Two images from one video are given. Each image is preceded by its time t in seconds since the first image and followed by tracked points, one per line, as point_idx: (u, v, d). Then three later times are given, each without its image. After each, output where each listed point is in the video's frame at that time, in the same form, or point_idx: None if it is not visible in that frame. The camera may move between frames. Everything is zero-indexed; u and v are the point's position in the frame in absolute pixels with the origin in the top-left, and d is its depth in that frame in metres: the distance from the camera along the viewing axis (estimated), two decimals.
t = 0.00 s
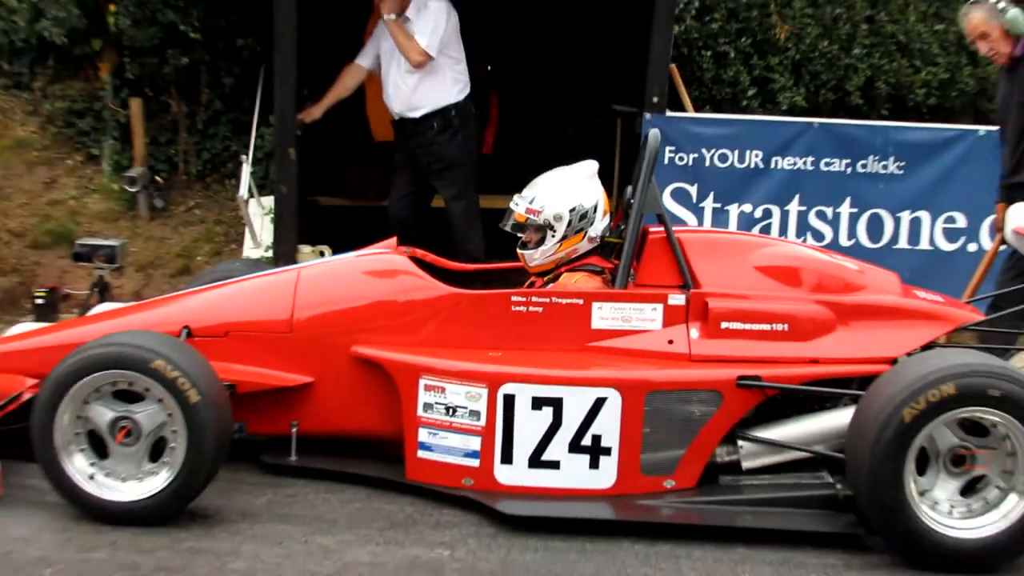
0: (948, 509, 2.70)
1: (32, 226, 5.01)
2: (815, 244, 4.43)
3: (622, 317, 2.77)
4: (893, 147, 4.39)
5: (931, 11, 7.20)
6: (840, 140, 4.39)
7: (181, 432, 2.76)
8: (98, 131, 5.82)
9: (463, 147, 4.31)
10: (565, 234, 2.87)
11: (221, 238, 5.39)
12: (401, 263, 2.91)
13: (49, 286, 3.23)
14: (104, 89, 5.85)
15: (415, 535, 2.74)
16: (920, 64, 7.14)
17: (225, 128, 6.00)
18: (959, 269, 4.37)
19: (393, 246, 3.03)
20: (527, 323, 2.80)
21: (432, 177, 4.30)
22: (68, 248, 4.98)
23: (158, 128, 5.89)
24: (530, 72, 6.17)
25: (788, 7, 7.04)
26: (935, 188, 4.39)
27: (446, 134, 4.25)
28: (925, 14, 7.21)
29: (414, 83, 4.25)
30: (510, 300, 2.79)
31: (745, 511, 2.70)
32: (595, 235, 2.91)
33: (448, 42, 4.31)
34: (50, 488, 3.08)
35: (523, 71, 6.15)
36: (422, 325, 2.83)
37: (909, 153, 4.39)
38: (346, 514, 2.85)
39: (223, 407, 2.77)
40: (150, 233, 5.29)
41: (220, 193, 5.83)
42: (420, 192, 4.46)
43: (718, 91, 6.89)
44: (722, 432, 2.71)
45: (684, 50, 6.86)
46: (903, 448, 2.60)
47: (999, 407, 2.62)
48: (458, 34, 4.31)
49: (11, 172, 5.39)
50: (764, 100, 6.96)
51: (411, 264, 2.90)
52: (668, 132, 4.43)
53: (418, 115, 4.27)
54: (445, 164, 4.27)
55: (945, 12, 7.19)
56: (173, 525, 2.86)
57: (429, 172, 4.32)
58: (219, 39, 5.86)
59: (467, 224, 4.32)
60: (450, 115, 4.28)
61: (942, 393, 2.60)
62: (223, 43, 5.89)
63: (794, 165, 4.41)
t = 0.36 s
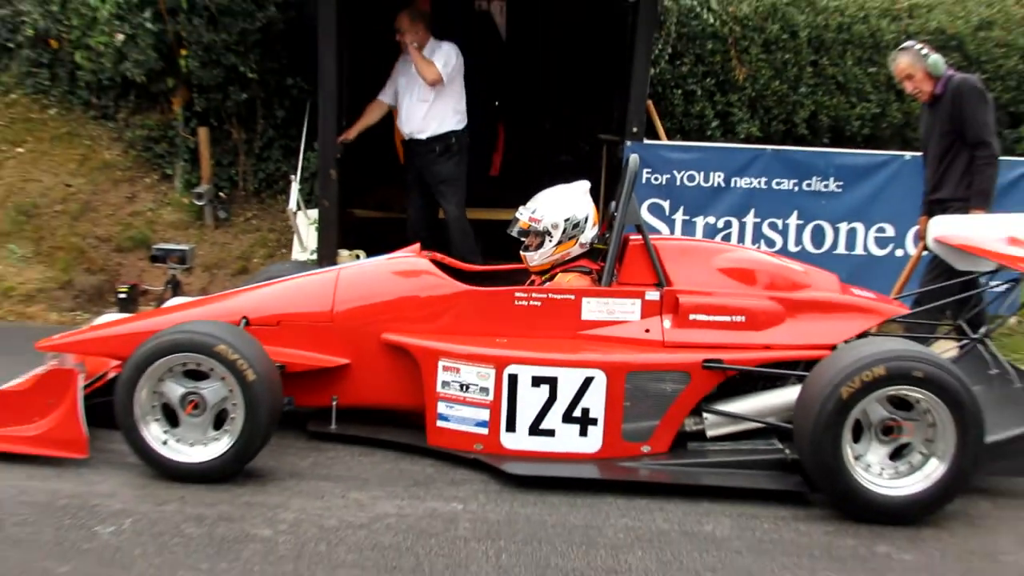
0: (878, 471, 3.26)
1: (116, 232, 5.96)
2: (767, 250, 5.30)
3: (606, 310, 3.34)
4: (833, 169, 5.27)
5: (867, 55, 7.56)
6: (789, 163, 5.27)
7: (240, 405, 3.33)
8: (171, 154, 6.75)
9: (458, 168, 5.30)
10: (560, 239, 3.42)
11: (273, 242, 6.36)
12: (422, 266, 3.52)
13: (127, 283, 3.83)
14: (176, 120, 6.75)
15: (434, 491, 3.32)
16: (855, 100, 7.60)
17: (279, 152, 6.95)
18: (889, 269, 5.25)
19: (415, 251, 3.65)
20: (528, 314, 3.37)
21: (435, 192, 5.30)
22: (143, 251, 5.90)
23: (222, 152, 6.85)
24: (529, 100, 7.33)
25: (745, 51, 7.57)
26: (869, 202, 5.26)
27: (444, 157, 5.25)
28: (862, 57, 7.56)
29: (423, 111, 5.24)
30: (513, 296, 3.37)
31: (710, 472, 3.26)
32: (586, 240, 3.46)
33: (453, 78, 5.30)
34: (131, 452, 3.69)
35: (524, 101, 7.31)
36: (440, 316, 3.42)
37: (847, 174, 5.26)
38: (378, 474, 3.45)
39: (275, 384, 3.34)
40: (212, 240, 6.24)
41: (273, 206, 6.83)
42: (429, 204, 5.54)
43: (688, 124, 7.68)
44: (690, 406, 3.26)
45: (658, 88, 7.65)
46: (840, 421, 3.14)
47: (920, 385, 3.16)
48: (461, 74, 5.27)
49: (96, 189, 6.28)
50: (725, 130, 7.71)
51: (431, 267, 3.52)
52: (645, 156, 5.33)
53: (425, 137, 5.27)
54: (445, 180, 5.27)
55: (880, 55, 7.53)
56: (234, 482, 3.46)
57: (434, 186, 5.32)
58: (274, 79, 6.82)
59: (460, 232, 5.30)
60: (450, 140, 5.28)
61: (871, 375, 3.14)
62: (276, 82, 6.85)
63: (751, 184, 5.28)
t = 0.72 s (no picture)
0: (806, 434, 4.00)
1: (188, 240, 7.22)
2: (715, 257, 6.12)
3: (585, 304, 4.12)
4: (771, 190, 6.06)
5: (797, 96, 8.75)
6: (734, 185, 6.07)
7: (287, 379, 4.09)
8: (233, 177, 8.15)
9: (460, 189, 6.52)
10: (547, 245, 4.23)
11: (316, 249, 7.60)
12: (435, 268, 4.31)
13: (193, 281, 4.60)
14: (237, 149, 8.15)
15: (445, 451, 4.09)
16: (788, 134, 8.81)
17: (320, 176, 8.33)
18: (817, 272, 6.06)
19: (429, 257, 4.44)
20: (522, 308, 4.15)
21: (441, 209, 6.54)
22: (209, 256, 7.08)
23: (273, 176, 8.22)
24: (526, 135, 8.39)
25: (699, 94, 8.76)
26: (799, 217, 6.06)
27: (449, 180, 6.46)
28: (794, 99, 8.76)
29: (435, 137, 6.44)
30: (510, 293, 4.15)
31: (669, 437, 4.02)
32: (569, 246, 4.27)
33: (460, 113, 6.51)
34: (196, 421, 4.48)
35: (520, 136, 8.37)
36: (450, 309, 4.20)
37: (781, 194, 6.05)
38: (399, 439, 4.21)
39: (315, 363, 4.10)
40: (269, 246, 7.56)
41: (314, 218, 8.21)
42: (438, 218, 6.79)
43: (652, 153, 8.91)
44: (653, 384, 4.01)
45: (627, 125, 8.81)
46: (774, 395, 3.84)
47: (840, 365, 3.86)
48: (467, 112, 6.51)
49: (171, 206, 7.55)
50: (682, 158, 8.96)
51: (443, 269, 4.30)
52: (618, 182, 6.17)
53: (433, 161, 6.47)
54: (449, 199, 6.50)
55: (807, 96, 8.70)
56: (281, 445, 4.22)
57: (441, 204, 6.53)
58: (317, 116, 8.23)
59: (456, 240, 6.56)
60: (455, 165, 6.47)
61: (799, 357, 3.84)
62: (318, 119, 8.25)
63: (704, 203, 6.12)
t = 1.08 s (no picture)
0: (762, 406, 4.68)
1: (238, 243, 8.44)
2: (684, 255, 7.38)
3: (575, 297, 4.87)
4: (732, 200, 7.28)
5: (754, 120, 10.34)
6: (701, 196, 7.32)
7: (322, 361, 4.83)
8: (274, 190, 9.33)
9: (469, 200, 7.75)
10: (542, 246, 5.03)
11: (347, 250, 8.85)
12: (448, 266, 5.06)
13: (244, 278, 5.51)
14: (278, 166, 9.32)
15: (458, 422, 4.82)
16: (746, 152, 10.40)
17: (350, 189, 9.57)
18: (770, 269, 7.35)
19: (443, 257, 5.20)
20: (522, 300, 4.90)
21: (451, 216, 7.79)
22: (255, 257, 8.33)
23: (310, 189, 9.43)
24: (526, 153, 9.70)
25: (670, 118, 10.21)
26: (754, 223, 7.29)
27: (458, 192, 7.68)
28: (751, 122, 10.35)
29: (448, 155, 7.65)
30: (512, 287, 4.90)
31: (647, 409, 4.74)
32: (559, 246, 5.08)
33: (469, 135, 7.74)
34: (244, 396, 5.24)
35: (519, 153, 9.65)
36: (461, 301, 4.95)
37: (742, 203, 7.26)
38: (418, 412, 4.95)
39: (345, 347, 4.83)
40: (307, 250, 8.73)
41: (345, 224, 9.47)
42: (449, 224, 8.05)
43: (631, 168, 10.29)
44: (633, 365, 4.73)
45: (610, 145, 10.15)
46: (737, 374, 4.50)
47: (793, 348, 4.51)
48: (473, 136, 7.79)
49: (224, 214, 8.79)
50: (656, 173, 10.39)
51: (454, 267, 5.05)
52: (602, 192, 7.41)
53: (445, 175, 7.69)
54: (459, 209, 7.73)
55: (762, 120, 10.30)
56: (318, 418, 4.95)
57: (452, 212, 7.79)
58: (347, 138, 9.43)
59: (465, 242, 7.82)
60: (464, 178, 7.69)
61: (758, 341, 4.50)
62: (347, 140, 9.46)
63: (677, 210, 7.35)
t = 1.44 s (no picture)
0: (755, 392, 4.99)
1: (275, 244, 9.00)
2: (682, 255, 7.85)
3: (581, 294, 5.31)
4: (727, 204, 7.73)
5: (748, 131, 10.84)
6: (698, 201, 7.76)
7: (352, 351, 5.28)
8: (310, 195, 9.81)
9: (485, 205, 8.22)
10: (553, 246, 5.52)
11: (373, 250, 9.36)
12: (465, 266, 5.52)
13: (280, 277, 6.03)
14: (313, 174, 9.76)
15: (475, 409, 5.24)
16: (741, 161, 10.88)
17: (377, 195, 10.05)
18: (763, 269, 7.79)
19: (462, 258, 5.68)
20: (533, 297, 5.34)
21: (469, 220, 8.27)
22: (291, 256, 8.87)
23: (340, 195, 9.91)
24: (536, 162, 10.17)
25: (670, 130, 10.62)
26: (749, 225, 7.74)
27: (476, 198, 8.14)
28: (744, 133, 10.83)
29: (467, 165, 8.12)
30: (524, 285, 5.35)
31: (649, 396, 5.13)
32: (568, 248, 5.57)
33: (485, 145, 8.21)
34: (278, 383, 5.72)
35: (530, 160, 10.13)
36: (478, 298, 5.40)
37: (736, 207, 7.72)
38: (438, 399, 5.39)
39: (372, 339, 5.29)
40: (337, 250, 9.29)
41: (372, 228, 9.97)
42: (467, 228, 8.52)
43: (633, 176, 10.69)
44: (635, 355, 5.16)
45: (614, 154, 10.53)
46: (732, 364, 4.81)
47: (784, 341, 4.81)
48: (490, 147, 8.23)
49: (262, 216, 9.39)
50: (656, 180, 10.80)
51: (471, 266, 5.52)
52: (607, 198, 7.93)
53: (465, 184, 8.14)
54: (477, 213, 8.21)
55: (755, 131, 10.79)
56: (346, 404, 5.38)
57: (470, 216, 8.26)
58: (375, 148, 9.92)
59: (482, 244, 8.28)
60: (482, 184, 8.15)
61: (752, 334, 4.81)
62: (375, 150, 9.95)
63: (677, 214, 7.81)
